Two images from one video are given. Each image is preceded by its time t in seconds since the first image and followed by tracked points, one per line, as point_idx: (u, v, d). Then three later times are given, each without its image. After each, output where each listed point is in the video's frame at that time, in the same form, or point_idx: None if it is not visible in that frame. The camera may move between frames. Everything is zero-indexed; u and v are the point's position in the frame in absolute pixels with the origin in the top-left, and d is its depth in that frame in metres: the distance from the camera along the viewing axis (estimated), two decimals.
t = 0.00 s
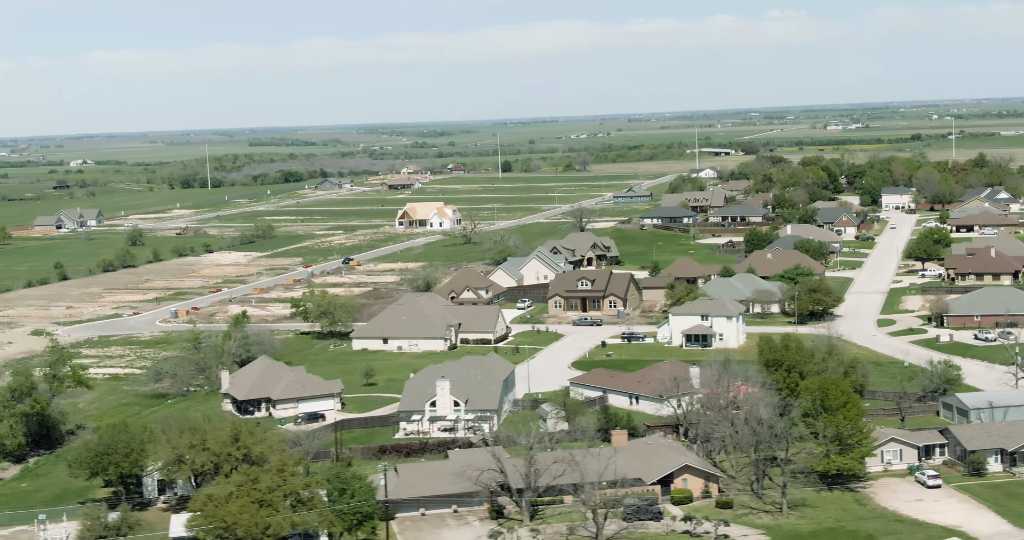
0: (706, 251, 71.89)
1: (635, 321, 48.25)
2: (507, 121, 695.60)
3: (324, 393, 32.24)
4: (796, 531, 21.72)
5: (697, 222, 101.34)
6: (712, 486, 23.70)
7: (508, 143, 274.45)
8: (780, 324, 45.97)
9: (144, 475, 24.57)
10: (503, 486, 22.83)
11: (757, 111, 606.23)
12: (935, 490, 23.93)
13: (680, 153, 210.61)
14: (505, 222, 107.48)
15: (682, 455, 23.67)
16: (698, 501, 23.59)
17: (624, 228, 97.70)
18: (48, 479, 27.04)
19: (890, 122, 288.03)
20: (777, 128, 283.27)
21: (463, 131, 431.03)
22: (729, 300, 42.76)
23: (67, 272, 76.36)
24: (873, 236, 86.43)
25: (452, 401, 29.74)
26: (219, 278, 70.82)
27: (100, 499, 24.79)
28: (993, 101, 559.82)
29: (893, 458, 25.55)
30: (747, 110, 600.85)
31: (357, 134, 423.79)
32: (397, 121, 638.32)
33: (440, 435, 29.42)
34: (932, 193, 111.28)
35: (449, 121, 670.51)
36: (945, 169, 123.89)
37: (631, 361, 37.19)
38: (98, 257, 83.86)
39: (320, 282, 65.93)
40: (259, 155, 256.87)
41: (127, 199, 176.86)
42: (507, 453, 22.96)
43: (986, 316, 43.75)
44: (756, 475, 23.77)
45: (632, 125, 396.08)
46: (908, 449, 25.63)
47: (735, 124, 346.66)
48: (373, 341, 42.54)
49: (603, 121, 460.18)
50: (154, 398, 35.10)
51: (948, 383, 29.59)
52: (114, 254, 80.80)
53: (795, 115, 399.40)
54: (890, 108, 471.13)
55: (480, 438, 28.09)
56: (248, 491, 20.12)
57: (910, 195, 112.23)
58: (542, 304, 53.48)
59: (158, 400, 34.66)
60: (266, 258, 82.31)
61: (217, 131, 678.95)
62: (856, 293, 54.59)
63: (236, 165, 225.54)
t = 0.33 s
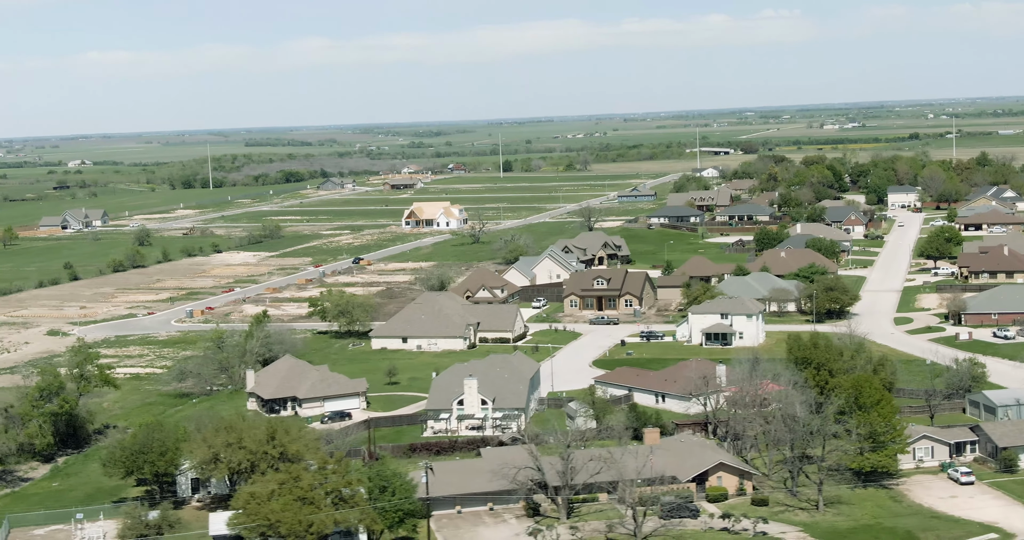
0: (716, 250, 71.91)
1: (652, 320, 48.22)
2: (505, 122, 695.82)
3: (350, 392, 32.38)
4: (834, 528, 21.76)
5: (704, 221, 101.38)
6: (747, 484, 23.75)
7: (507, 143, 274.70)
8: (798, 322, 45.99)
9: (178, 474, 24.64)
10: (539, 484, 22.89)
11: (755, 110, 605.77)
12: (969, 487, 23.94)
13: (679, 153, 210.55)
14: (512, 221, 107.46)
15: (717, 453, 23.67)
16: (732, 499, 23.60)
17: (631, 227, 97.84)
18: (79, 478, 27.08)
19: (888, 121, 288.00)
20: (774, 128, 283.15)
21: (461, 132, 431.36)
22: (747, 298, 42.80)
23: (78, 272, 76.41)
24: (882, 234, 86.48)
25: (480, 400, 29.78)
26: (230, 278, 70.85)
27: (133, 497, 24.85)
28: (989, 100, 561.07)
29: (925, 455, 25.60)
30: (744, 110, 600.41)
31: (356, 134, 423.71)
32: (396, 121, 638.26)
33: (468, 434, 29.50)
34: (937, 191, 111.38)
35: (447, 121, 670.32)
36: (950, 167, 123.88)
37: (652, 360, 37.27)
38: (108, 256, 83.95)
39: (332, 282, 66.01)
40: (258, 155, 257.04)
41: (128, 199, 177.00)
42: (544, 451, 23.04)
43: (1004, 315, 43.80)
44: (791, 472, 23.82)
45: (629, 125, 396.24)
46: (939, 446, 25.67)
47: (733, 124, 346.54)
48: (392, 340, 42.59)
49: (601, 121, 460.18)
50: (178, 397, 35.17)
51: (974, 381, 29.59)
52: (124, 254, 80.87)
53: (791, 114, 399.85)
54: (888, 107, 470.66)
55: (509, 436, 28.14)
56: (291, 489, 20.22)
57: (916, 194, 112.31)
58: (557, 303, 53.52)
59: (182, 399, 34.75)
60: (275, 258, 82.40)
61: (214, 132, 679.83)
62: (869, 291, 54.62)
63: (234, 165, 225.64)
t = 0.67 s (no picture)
0: (724, 249, 72.04)
1: (665, 318, 48.26)
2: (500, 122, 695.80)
3: (373, 391, 32.43)
4: (868, 524, 21.88)
5: (709, 220, 101.43)
6: (778, 481, 23.82)
7: (503, 143, 274.86)
8: (812, 320, 46.05)
9: (209, 472, 24.69)
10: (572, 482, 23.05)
11: (746, 109, 607.25)
12: (1000, 483, 23.98)
13: (676, 153, 210.51)
14: (516, 221, 107.47)
15: (748, 451, 23.76)
16: (765, 496, 23.67)
17: (635, 226, 97.95)
18: (108, 478, 27.11)
19: (882, 120, 287.98)
20: (768, 127, 283.04)
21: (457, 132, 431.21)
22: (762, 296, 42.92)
23: (85, 272, 76.36)
24: (887, 233, 86.66)
25: (505, 398, 29.83)
26: (238, 278, 70.81)
27: (165, 496, 24.92)
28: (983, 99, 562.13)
29: (953, 452, 25.67)
30: (739, 109, 600.31)
31: (351, 134, 423.14)
32: (391, 121, 637.41)
33: (493, 432, 29.55)
34: (940, 190, 111.68)
35: (442, 120, 669.75)
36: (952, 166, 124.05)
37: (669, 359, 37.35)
38: (114, 257, 83.88)
39: (342, 281, 66.02)
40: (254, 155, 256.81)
41: (126, 199, 176.89)
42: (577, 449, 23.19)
43: (1019, 312, 43.92)
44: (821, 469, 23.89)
45: (624, 124, 396.15)
46: (968, 443, 25.73)
47: (727, 122, 346.41)
48: (408, 339, 42.67)
49: (596, 121, 460.16)
50: (200, 396, 35.22)
51: (996, 377, 29.71)
52: (131, 255, 80.82)
53: (786, 113, 400.19)
54: (883, 105, 470.60)
55: (535, 435, 28.22)
56: (330, 487, 20.37)
57: (918, 193, 112.44)
58: (569, 302, 53.56)
59: (204, 399, 34.80)
60: (281, 258, 82.39)
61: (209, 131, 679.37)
62: (880, 289, 54.71)
63: (232, 165, 225.30)
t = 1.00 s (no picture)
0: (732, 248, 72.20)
1: (681, 317, 48.29)
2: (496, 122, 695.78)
3: (397, 389, 32.53)
4: (903, 521, 21.97)
5: (714, 219, 101.54)
6: (810, 478, 23.92)
7: (500, 142, 274.95)
8: (827, 318, 46.16)
9: (241, 470, 24.77)
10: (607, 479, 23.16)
11: (742, 109, 608.27)
12: None
13: (673, 152, 210.77)
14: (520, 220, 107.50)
15: (781, 448, 23.86)
16: (797, 493, 23.76)
17: (640, 225, 98.04)
18: (138, 476, 27.15)
19: (875, 119, 288.57)
20: (763, 126, 283.33)
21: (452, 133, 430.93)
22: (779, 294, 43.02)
23: (94, 272, 76.35)
24: (893, 231, 86.77)
25: (530, 396, 29.91)
26: (248, 278, 70.87)
27: (197, 495, 24.99)
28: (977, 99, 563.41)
29: (982, 448, 25.74)
30: (733, 109, 601.92)
31: (346, 134, 422.85)
32: (386, 121, 637.16)
33: (520, 431, 29.67)
34: (944, 189, 111.92)
35: (437, 120, 669.50)
36: (954, 165, 124.33)
37: (689, 357, 37.49)
38: (122, 257, 83.85)
39: (353, 280, 66.02)
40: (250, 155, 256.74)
41: (125, 199, 176.75)
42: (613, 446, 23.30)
43: None
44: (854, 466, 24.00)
45: (619, 123, 395.98)
46: (996, 439, 25.77)
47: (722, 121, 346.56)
48: (426, 338, 42.73)
49: (593, 121, 460.18)
50: (222, 395, 35.25)
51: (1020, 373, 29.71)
52: (139, 254, 80.81)
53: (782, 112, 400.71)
54: (878, 106, 470.78)
55: (563, 433, 28.31)
56: (370, 485, 20.54)
57: (922, 191, 112.61)
58: (583, 301, 53.64)
59: (226, 398, 34.86)
60: (289, 257, 82.44)
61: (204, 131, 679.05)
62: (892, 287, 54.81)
63: (230, 165, 224.98)
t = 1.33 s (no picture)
0: (740, 247, 72.31)
1: (695, 316, 48.37)
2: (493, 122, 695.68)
3: (420, 388, 32.59)
4: (938, 517, 22.02)
5: (718, 219, 101.63)
6: (842, 475, 23.97)
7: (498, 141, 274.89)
8: (842, 316, 46.27)
9: (272, 469, 24.85)
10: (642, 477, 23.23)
11: (738, 108, 608.49)
12: None
13: (670, 151, 210.97)
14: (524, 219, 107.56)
15: (813, 446, 23.93)
16: (829, 490, 23.83)
17: (645, 224, 98.04)
18: (166, 475, 27.22)
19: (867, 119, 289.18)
20: (754, 126, 284.37)
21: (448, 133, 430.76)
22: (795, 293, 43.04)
23: (102, 272, 76.38)
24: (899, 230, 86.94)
25: (556, 395, 29.93)
26: (257, 277, 70.93)
27: (228, 493, 25.10)
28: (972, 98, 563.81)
29: (1010, 446, 25.79)
30: (729, 108, 602.04)
31: (336, 134, 422.56)
32: (381, 121, 636.41)
33: (545, 429, 29.70)
34: (947, 188, 112.03)
35: (433, 120, 668.94)
36: (955, 163, 124.48)
37: (709, 356, 37.59)
38: (129, 257, 83.83)
39: (362, 280, 66.08)
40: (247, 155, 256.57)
41: (124, 200, 176.42)
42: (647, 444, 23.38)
43: None
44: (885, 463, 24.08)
45: (616, 122, 395.87)
46: None
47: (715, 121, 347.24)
48: (443, 337, 42.82)
49: (589, 121, 460.16)
50: (244, 395, 35.32)
51: None
52: (146, 254, 80.83)
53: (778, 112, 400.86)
54: (869, 107, 472.42)
55: (590, 432, 28.33)
56: (409, 482, 20.62)
57: (926, 190, 112.76)
58: (595, 300, 53.72)
59: (248, 397, 34.93)
60: (296, 257, 82.47)
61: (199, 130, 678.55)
62: (904, 286, 54.95)
63: (228, 166, 224.72)
